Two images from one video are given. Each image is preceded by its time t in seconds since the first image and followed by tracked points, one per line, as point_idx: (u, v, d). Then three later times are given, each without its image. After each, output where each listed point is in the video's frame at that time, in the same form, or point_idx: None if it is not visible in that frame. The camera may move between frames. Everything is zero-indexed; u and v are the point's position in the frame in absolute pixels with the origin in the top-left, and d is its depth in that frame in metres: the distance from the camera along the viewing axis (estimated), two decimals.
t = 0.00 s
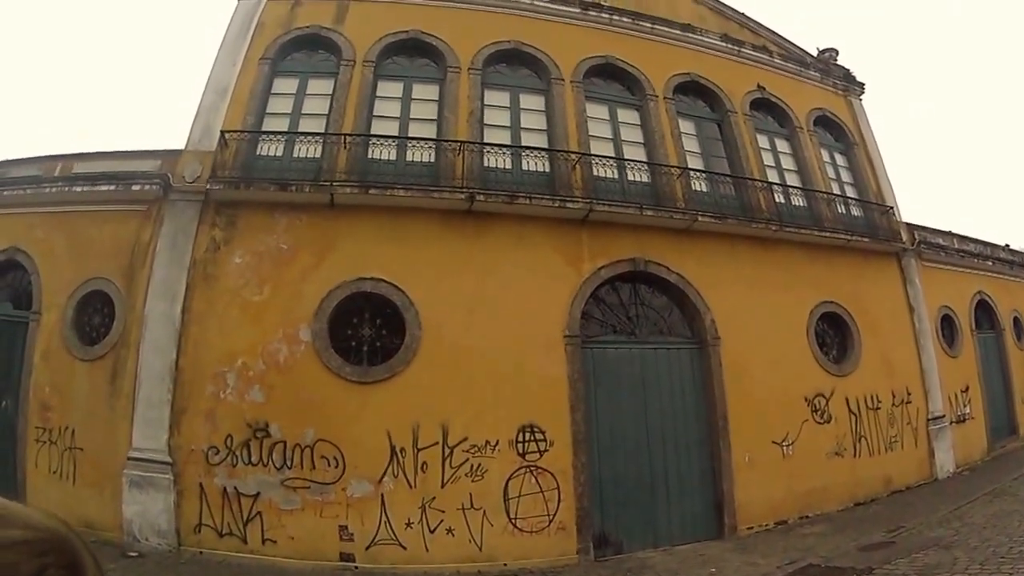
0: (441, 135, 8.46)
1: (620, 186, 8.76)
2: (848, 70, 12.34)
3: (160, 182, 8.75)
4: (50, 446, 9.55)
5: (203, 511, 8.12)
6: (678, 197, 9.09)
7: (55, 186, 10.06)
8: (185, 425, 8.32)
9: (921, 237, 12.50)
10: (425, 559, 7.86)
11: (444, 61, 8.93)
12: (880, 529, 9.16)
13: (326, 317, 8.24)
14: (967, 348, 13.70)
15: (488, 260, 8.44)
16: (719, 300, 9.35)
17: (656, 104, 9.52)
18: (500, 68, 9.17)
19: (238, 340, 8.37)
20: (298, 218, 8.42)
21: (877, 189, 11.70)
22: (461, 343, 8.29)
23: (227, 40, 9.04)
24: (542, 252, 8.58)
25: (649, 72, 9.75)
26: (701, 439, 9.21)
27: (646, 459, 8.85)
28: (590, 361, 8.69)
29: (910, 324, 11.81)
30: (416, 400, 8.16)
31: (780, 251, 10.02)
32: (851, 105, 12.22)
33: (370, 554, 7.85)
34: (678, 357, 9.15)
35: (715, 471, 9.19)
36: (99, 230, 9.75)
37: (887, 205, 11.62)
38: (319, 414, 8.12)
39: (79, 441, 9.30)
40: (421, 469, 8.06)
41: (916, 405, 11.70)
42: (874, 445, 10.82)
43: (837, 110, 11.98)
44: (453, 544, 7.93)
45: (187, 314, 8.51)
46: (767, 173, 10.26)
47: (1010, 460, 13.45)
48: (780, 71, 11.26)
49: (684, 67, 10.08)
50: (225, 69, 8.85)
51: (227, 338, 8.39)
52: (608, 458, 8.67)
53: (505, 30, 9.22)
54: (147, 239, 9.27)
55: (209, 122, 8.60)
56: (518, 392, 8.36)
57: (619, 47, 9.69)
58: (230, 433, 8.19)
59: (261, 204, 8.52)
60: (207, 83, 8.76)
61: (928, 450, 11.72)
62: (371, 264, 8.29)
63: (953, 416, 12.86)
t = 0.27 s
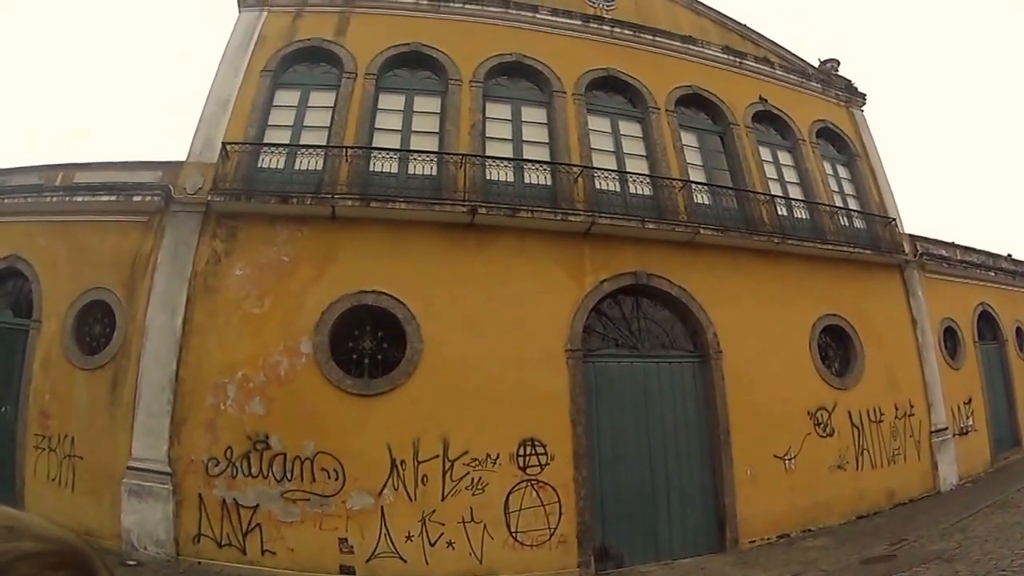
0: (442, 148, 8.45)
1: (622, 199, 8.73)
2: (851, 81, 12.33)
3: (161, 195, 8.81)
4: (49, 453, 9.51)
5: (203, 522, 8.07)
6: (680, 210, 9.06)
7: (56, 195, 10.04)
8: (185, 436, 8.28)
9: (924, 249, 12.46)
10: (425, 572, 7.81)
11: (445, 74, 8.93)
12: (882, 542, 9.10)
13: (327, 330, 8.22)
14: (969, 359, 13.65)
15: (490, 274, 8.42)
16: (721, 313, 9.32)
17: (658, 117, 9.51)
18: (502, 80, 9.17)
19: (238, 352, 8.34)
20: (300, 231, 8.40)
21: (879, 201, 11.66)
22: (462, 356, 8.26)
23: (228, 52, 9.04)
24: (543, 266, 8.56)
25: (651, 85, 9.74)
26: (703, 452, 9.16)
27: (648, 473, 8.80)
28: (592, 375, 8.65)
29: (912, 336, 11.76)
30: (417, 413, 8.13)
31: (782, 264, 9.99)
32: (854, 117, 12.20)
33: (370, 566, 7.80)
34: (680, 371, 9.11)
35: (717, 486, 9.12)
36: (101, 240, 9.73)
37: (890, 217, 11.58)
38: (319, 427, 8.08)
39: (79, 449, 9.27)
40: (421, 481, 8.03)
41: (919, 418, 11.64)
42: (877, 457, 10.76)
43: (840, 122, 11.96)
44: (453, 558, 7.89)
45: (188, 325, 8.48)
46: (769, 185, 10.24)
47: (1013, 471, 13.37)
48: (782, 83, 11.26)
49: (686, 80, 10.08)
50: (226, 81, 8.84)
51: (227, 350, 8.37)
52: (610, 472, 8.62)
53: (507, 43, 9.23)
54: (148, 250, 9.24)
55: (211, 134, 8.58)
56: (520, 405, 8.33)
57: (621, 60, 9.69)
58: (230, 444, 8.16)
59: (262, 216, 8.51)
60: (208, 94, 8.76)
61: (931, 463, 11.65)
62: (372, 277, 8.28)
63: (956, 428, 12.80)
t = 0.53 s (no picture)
0: (444, 161, 8.43)
1: (625, 213, 8.70)
2: (853, 92, 12.32)
3: (163, 205, 8.81)
4: (50, 461, 9.46)
5: (202, 533, 8.00)
6: (683, 223, 9.02)
7: (59, 204, 9.95)
8: (185, 447, 8.21)
9: (927, 260, 12.40)
10: None
11: (447, 86, 8.92)
12: (884, 555, 9.02)
13: (328, 343, 8.18)
14: (973, 371, 13.58)
15: (491, 289, 8.40)
16: (723, 327, 9.28)
17: (660, 130, 9.49)
18: (504, 93, 9.17)
19: (239, 364, 8.29)
20: (301, 243, 8.37)
21: (882, 213, 11.62)
22: (463, 370, 8.23)
23: (230, 63, 9.02)
24: (545, 280, 8.54)
25: (654, 97, 9.72)
26: (705, 466, 9.10)
27: (649, 487, 8.76)
28: (594, 390, 8.61)
29: (915, 349, 11.71)
30: (418, 427, 8.09)
31: (784, 277, 9.96)
32: (856, 128, 12.18)
33: None
34: (682, 385, 9.06)
35: (719, 500, 9.06)
36: (103, 250, 9.64)
37: (893, 229, 11.54)
38: (319, 439, 8.04)
39: (79, 457, 9.21)
40: (421, 495, 7.99)
41: (922, 430, 11.57)
42: (879, 470, 10.70)
43: (842, 133, 11.94)
44: (454, 572, 7.84)
45: (189, 336, 8.41)
46: (772, 198, 10.21)
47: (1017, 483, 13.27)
48: (784, 94, 11.24)
49: (688, 92, 10.07)
50: (229, 92, 8.83)
51: (228, 362, 8.31)
52: (611, 486, 8.58)
53: (509, 56, 9.24)
54: (150, 261, 9.16)
55: (213, 145, 8.56)
56: (521, 419, 8.28)
57: (623, 73, 9.69)
58: (230, 456, 8.11)
59: (264, 228, 8.47)
60: (210, 106, 8.73)
61: (934, 475, 11.57)
62: (373, 290, 8.25)
63: (959, 439, 12.73)
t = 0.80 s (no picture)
0: (446, 176, 8.40)
1: (627, 227, 8.65)
2: (855, 103, 12.29)
3: (164, 216, 8.53)
4: (49, 467, 9.18)
5: (202, 543, 7.79)
6: (685, 238, 8.97)
7: (59, 211, 9.55)
8: (185, 458, 7.99)
9: (931, 271, 12.34)
10: None
11: (449, 100, 8.93)
12: (886, 568, 8.91)
13: (329, 356, 8.08)
14: (976, 381, 13.50)
15: (492, 304, 8.38)
16: (725, 342, 9.23)
17: (662, 143, 9.46)
18: (506, 107, 9.19)
19: (241, 376, 8.12)
20: (303, 256, 8.31)
21: (886, 225, 11.54)
22: (465, 385, 8.17)
23: (232, 74, 8.98)
24: (546, 295, 8.51)
25: (656, 110, 9.71)
26: (708, 481, 9.02)
27: (651, 502, 8.69)
28: (595, 406, 8.58)
29: (919, 361, 11.64)
30: (419, 442, 8.02)
31: (787, 291, 9.92)
32: (859, 139, 12.15)
33: None
34: (685, 401, 9.01)
35: (720, 515, 8.97)
36: (103, 258, 9.25)
37: (897, 241, 11.46)
38: (320, 453, 7.90)
39: (79, 465, 8.88)
40: (422, 510, 7.90)
41: (925, 442, 11.50)
42: (883, 483, 10.62)
43: (845, 145, 11.90)
44: None
45: (191, 348, 8.21)
46: (775, 211, 10.16)
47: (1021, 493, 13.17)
48: (786, 106, 11.21)
49: (690, 105, 10.06)
50: (230, 104, 8.78)
51: (229, 374, 8.13)
52: (612, 501, 8.53)
53: (511, 69, 9.28)
54: (152, 272, 8.79)
55: (214, 156, 8.48)
56: (523, 434, 8.22)
57: (625, 86, 9.70)
58: (231, 467, 7.93)
59: (265, 240, 8.38)
60: (212, 117, 8.68)
61: (936, 486, 11.48)
62: (373, 305, 8.21)
63: (962, 451, 12.64)
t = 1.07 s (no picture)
0: (448, 189, 8.39)
1: (629, 241, 8.62)
2: (858, 114, 12.29)
3: (167, 227, 8.45)
4: (49, 475, 9.06)
5: (201, 554, 7.66)
6: (688, 251, 8.94)
7: (61, 220, 9.55)
8: (185, 469, 7.89)
9: (933, 282, 12.31)
10: None
11: (452, 112, 8.95)
12: None
13: (331, 369, 8.04)
14: (979, 393, 13.43)
15: (494, 318, 8.36)
16: (727, 355, 9.20)
17: (665, 155, 9.46)
18: (509, 119, 9.21)
19: (242, 387, 8.05)
20: (304, 269, 8.29)
21: (889, 236, 11.51)
22: (467, 398, 8.13)
23: (234, 86, 8.98)
24: (548, 309, 8.50)
25: (659, 122, 9.71)
26: (710, 495, 8.96)
27: (653, 516, 8.63)
28: (597, 420, 8.55)
29: (922, 372, 11.58)
30: (420, 455, 7.97)
31: (789, 303, 9.89)
32: (862, 150, 12.14)
33: None
34: (687, 414, 8.97)
35: (722, 529, 8.90)
36: (106, 267, 9.22)
37: (900, 252, 11.42)
38: (320, 465, 7.83)
39: (80, 473, 8.77)
40: (423, 523, 7.84)
41: (928, 454, 11.43)
42: (885, 496, 10.55)
43: (848, 156, 11.89)
44: None
45: (192, 360, 8.14)
46: (778, 223, 10.13)
47: None
48: (790, 117, 11.21)
49: (693, 117, 10.05)
50: (233, 115, 8.77)
51: (231, 385, 8.06)
52: (614, 515, 8.47)
53: (513, 81, 9.30)
54: (153, 282, 8.77)
55: (217, 168, 8.47)
56: (525, 447, 8.19)
57: (627, 98, 9.72)
58: (231, 479, 7.83)
59: (266, 252, 8.36)
60: (214, 128, 8.66)
61: (939, 497, 11.39)
62: (375, 318, 8.18)
63: (966, 463, 12.55)
